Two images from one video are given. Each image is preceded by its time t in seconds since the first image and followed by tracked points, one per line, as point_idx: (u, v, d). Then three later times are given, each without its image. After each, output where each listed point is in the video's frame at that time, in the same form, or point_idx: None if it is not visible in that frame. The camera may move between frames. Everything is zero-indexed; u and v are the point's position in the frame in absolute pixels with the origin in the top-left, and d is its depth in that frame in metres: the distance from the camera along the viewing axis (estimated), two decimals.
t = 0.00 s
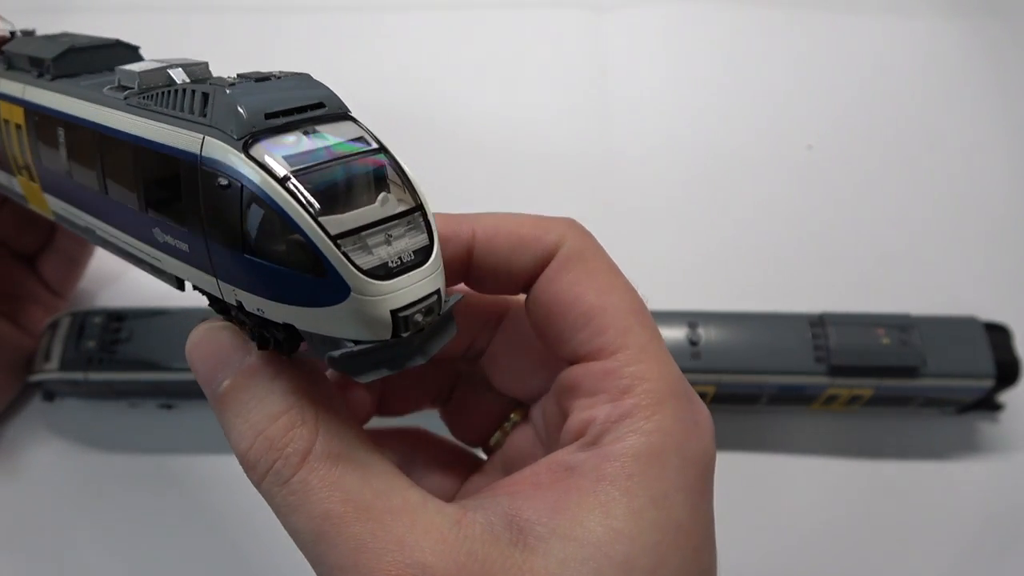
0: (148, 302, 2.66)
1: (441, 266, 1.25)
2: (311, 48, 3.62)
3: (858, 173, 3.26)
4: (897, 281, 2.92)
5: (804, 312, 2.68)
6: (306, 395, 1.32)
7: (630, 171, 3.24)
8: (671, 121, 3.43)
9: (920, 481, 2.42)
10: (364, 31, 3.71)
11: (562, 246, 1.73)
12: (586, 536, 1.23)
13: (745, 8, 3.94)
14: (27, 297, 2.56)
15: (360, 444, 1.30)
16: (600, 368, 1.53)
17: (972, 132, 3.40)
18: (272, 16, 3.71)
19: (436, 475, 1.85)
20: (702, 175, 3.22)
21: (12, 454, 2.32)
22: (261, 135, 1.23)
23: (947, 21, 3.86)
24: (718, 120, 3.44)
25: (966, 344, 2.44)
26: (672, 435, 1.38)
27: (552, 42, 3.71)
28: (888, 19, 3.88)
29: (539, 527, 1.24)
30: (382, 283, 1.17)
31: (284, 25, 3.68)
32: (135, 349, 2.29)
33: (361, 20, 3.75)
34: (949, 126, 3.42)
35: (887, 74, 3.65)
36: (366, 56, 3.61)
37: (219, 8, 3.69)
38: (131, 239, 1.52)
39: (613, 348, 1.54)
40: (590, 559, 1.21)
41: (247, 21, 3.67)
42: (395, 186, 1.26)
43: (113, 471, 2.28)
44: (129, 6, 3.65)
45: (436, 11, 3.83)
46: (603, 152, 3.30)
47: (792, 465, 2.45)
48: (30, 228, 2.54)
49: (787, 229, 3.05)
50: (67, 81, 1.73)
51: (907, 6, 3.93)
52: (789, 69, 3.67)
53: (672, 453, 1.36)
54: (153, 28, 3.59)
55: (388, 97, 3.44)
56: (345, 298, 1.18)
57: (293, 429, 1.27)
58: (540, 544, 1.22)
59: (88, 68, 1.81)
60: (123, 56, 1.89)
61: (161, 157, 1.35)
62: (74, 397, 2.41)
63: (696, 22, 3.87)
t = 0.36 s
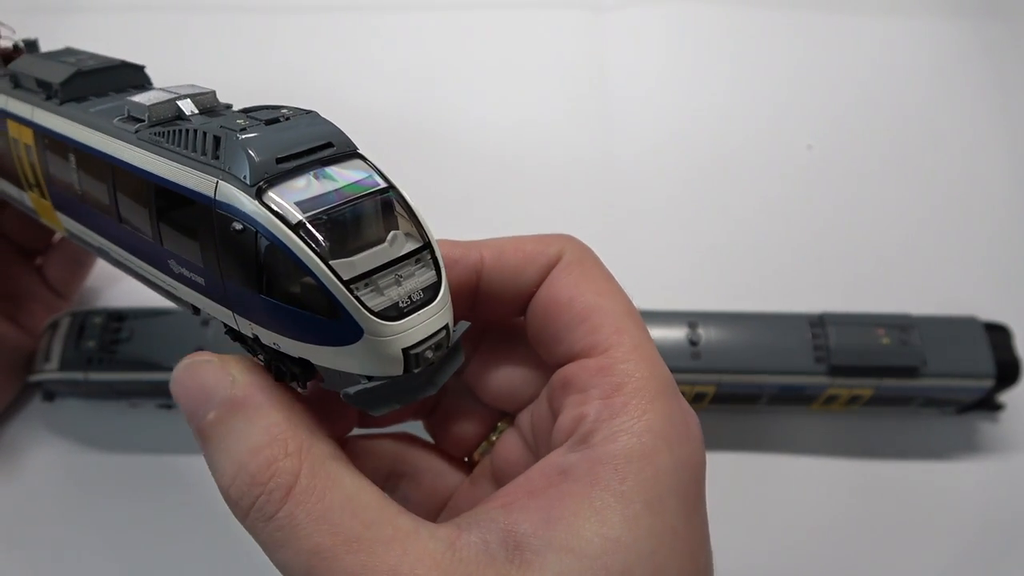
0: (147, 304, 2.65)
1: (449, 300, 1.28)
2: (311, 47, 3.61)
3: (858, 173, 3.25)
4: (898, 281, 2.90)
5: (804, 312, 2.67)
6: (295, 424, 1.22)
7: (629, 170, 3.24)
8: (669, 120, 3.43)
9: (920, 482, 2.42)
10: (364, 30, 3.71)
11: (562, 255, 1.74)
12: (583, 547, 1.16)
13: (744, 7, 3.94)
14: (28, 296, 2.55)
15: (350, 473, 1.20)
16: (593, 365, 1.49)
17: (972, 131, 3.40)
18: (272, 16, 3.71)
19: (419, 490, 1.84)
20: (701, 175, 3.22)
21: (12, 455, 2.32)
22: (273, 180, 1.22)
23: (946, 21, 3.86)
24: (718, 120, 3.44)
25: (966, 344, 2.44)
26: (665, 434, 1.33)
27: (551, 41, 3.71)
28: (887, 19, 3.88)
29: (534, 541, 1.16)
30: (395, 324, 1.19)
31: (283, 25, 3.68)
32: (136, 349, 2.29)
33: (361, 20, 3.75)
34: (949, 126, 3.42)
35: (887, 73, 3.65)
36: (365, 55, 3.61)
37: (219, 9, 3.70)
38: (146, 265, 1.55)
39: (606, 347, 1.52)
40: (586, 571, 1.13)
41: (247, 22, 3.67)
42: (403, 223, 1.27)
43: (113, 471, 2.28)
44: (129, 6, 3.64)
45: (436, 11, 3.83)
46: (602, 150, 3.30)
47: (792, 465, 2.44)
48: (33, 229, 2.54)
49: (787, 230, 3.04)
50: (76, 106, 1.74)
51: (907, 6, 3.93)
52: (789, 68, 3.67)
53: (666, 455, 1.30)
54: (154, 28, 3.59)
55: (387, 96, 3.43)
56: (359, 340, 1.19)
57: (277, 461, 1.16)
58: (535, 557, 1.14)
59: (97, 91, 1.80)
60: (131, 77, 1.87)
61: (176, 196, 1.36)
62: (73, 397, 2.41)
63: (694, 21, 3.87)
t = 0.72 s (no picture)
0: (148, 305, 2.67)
1: (445, 318, 1.30)
2: (313, 48, 3.63)
3: (858, 174, 3.28)
4: (898, 282, 2.93)
5: (803, 312, 2.69)
6: (296, 422, 1.23)
7: (630, 171, 3.27)
8: (671, 121, 3.46)
9: (919, 483, 2.44)
10: (366, 32, 3.73)
11: (557, 258, 1.76)
12: (581, 546, 1.18)
13: (745, 8, 3.97)
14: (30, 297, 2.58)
15: (349, 473, 1.21)
16: (588, 365, 1.51)
17: (972, 132, 3.43)
18: (275, 18, 3.74)
19: (421, 490, 1.83)
20: (702, 176, 3.24)
21: (11, 455, 2.34)
22: (269, 201, 1.24)
23: (947, 21, 3.89)
24: (719, 121, 3.46)
25: (965, 345, 2.46)
26: (659, 432, 1.35)
27: (552, 41, 3.74)
28: (888, 20, 3.91)
29: (534, 539, 1.19)
30: (391, 344, 1.21)
31: (285, 26, 3.71)
32: (136, 349, 2.31)
33: (364, 22, 3.77)
34: (949, 127, 3.45)
35: (888, 74, 3.68)
36: (367, 57, 3.63)
37: (222, 10, 3.72)
38: (147, 278, 1.59)
39: (600, 347, 1.54)
40: (585, 569, 1.16)
41: (249, 23, 3.69)
42: (400, 242, 1.30)
43: (113, 471, 2.31)
44: (130, 8, 3.67)
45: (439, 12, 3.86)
46: (603, 151, 3.32)
47: (792, 465, 2.47)
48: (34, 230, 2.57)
49: (787, 231, 3.07)
50: (71, 116, 1.76)
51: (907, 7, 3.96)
52: (789, 69, 3.69)
53: (660, 453, 1.32)
54: (156, 30, 3.61)
55: (390, 97, 3.46)
56: (356, 360, 1.22)
57: (276, 457, 1.17)
58: (535, 557, 1.16)
59: (92, 100, 1.84)
60: (128, 83, 1.90)
61: (172, 212, 1.39)
62: (73, 397, 2.44)
63: (696, 21, 3.89)
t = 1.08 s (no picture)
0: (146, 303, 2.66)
1: (439, 316, 1.29)
2: (311, 48, 3.62)
3: (858, 173, 3.27)
4: (898, 281, 2.92)
5: (802, 312, 2.69)
6: (288, 419, 1.22)
7: (630, 171, 3.26)
8: (670, 121, 3.45)
9: (919, 483, 2.43)
10: (365, 31, 3.73)
11: (551, 251, 1.76)
12: (576, 541, 1.17)
13: (744, 8, 3.96)
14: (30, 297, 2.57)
15: (341, 470, 1.20)
16: (582, 357, 1.51)
17: (972, 131, 3.42)
18: (273, 18, 3.73)
19: (417, 489, 1.81)
20: (702, 176, 3.24)
21: (12, 455, 2.33)
22: (263, 193, 1.24)
23: (947, 21, 3.88)
24: (718, 121, 3.45)
25: (966, 344, 2.46)
26: (654, 424, 1.34)
27: (551, 40, 3.73)
28: (886, 20, 3.90)
29: (528, 534, 1.18)
30: (382, 339, 1.20)
31: (283, 26, 3.70)
32: (138, 349, 2.30)
33: (362, 21, 3.77)
34: (949, 126, 3.44)
35: (888, 73, 3.67)
36: (365, 56, 3.62)
37: (221, 10, 3.72)
38: (138, 272, 1.58)
39: (594, 339, 1.54)
40: (581, 564, 1.15)
41: (247, 23, 3.69)
42: (396, 239, 1.29)
43: (112, 471, 2.30)
44: (128, 7, 3.66)
45: (438, 11, 3.86)
46: (602, 151, 3.31)
47: (792, 465, 2.46)
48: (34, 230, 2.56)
49: (786, 231, 3.06)
50: (72, 111, 1.76)
51: (907, 6, 3.96)
52: (788, 68, 3.69)
53: (655, 445, 1.31)
54: (154, 28, 3.60)
55: (388, 97, 3.45)
56: (347, 355, 1.21)
57: (267, 454, 1.16)
58: (530, 553, 1.16)
59: (93, 97, 1.83)
60: (129, 82, 1.90)
61: (166, 205, 1.39)
62: (73, 397, 2.43)
63: (695, 21, 3.89)
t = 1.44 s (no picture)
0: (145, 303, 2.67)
1: (431, 321, 1.29)
2: (312, 48, 3.63)
3: (858, 173, 3.28)
4: (896, 281, 2.92)
5: (802, 312, 2.69)
6: (274, 418, 1.22)
7: (631, 171, 3.26)
8: (671, 121, 3.45)
9: (918, 483, 2.44)
10: (366, 31, 3.73)
11: (541, 248, 1.77)
12: (563, 538, 1.18)
13: (745, 8, 3.97)
14: (31, 297, 2.57)
15: (327, 469, 1.20)
16: (572, 352, 1.51)
17: (973, 132, 3.42)
18: (274, 18, 3.73)
19: (414, 487, 1.83)
20: (703, 176, 3.24)
21: (13, 455, 2.34)
22: (257, 195, 1.25)
23: (948, 21, 3.89)
24: (719, 121, 3.45)
25: (965, 345, 2.46)
26: (641, 418, 1.35)
27: (553, 41, 3.73)
28: (887, 19, 3.90)
29: (515, 531, 1.19)
30: (372, 342, 1.20)
31: (284, 26, 3.70)
32: (137, 349, 2.30)
33: (363, 21, 3.77)
34: (951, 126, 3.44)
35: (889, 73, 3.67)
36: (365, 56, 3.62)
37: (221, 10, 3.72)
38: (132, 272, 1.58)
39: (584, 333, 1.54)
40: (567, 561, 1.15)
41: (248, 23, 3.70)
42: (389, 242, 1.29)
43: (112, 470, 2.30)
44: (129, 6, 3.66)
45: (440, 11, 3.86)
46: (603, 152, 3.32)
47: (791, 465, 2.46)
48: (35, 231, 2.56)
49: (785, 231, 3.06)
50: (71, 112, 1.76)
51: (909, 6, 3.96)
52: (789, 68, 3.69)
53: (643, 440, 1.31)
54: (155, 28, 3.61)
55: (389, 97, 3.45)
56: (337, 357, 1.21)
57: (252, 454, 1.16)
58: (517, 551, 1.16)
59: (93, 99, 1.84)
60: (130, 84, 1.89)
61: (161, 205, 1.39)
62: (74, 397, 2.43)
63: (696, 22, 3.88)
